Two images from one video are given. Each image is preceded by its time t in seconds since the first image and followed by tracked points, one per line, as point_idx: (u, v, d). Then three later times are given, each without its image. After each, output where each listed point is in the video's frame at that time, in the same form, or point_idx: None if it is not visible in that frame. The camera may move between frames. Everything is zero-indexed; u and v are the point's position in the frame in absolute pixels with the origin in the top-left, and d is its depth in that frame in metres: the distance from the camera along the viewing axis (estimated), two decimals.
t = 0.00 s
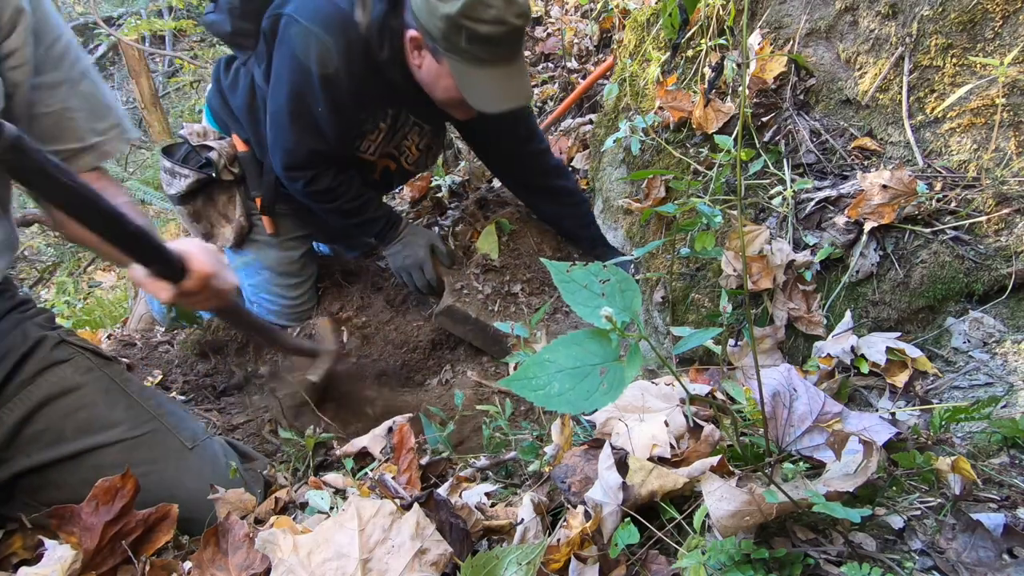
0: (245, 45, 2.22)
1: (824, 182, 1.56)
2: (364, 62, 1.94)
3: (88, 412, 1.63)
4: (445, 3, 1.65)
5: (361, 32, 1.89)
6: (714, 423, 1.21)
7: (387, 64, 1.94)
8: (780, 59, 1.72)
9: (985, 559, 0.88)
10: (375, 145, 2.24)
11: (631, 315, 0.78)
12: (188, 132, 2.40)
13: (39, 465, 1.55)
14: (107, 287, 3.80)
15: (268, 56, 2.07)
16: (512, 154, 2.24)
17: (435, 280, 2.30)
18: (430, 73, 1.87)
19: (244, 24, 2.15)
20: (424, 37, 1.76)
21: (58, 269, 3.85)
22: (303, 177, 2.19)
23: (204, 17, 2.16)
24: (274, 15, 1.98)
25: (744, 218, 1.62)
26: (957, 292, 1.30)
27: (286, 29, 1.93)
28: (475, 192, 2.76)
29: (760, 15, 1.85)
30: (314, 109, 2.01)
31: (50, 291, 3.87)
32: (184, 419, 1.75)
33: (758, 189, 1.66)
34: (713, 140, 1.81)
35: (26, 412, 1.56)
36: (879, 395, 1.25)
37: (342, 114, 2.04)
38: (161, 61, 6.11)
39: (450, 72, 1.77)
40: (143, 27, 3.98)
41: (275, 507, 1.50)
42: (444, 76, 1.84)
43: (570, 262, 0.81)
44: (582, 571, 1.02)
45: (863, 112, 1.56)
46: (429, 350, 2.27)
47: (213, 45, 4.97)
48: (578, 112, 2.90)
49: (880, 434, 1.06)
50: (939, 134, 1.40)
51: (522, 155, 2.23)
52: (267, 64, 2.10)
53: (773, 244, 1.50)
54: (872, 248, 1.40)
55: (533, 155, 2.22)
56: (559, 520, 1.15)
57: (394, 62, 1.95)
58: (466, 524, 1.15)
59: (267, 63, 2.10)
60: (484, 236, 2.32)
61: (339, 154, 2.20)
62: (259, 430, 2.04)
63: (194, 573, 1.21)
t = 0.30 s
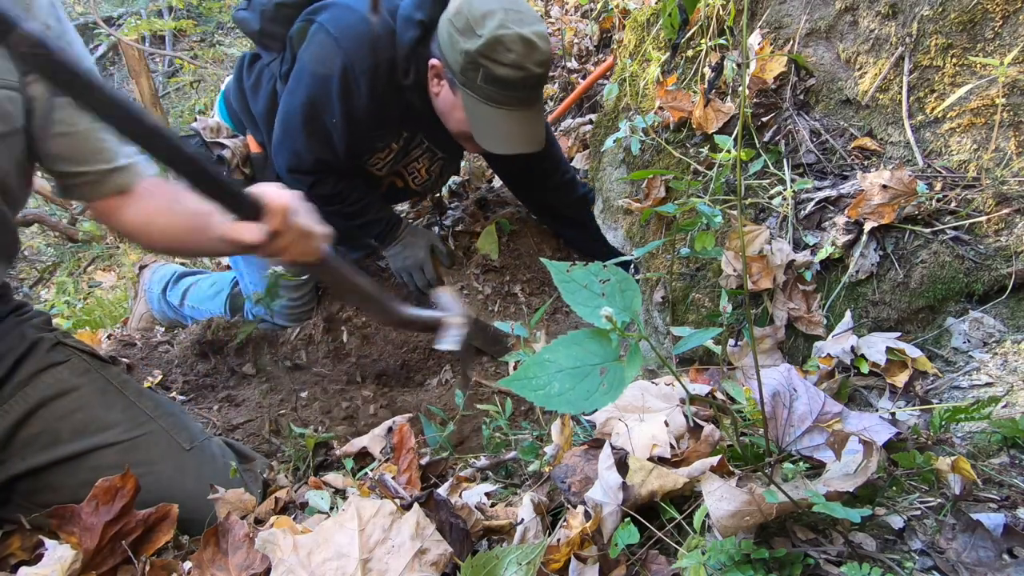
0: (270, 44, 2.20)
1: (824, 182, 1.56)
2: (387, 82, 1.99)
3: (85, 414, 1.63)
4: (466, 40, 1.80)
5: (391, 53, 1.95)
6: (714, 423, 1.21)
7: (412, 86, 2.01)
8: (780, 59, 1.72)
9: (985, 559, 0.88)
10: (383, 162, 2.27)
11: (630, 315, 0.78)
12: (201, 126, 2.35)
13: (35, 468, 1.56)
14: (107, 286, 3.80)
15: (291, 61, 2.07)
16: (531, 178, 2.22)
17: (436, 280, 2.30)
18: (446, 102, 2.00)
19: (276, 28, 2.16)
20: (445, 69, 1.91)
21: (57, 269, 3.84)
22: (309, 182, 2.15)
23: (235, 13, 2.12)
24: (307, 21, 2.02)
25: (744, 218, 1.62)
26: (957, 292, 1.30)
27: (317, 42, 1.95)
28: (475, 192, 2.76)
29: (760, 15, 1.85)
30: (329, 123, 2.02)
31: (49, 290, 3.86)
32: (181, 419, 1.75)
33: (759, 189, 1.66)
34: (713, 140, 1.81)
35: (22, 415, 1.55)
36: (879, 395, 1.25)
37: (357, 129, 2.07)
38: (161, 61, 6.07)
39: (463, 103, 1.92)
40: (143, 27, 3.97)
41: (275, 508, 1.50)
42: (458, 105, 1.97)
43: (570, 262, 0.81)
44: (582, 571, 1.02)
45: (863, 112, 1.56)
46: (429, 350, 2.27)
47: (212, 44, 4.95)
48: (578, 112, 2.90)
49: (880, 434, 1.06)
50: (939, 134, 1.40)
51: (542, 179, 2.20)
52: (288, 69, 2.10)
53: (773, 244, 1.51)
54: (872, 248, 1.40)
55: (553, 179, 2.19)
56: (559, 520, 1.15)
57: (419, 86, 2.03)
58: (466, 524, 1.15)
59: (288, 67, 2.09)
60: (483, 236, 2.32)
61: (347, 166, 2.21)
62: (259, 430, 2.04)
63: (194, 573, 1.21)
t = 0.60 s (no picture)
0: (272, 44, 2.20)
1: (824, 182, 1.56)
2: (394, 85, 2.02)
3: (95, 414, 1.64)
4: (475, 40, 1.82)
5: (399, 55, 1.99)
6: (714, 423, 1.21)
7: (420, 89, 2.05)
8: (780, 59, 1.72)
9: (985, 559, 0.88)
10: (384, 164, 2.26)
11: (630, 316, 0.78)
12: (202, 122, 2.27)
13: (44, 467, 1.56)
14: (106, 286, 3.80)
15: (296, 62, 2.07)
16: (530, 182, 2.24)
17: (436, 280, 2.31)
18: (450, 103, 2.02)
19: (283, 24, 2.13)
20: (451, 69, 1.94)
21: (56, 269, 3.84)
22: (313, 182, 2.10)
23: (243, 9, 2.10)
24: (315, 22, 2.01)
25: (744, 218, 1.62)
26: (958, 292, 1.30)
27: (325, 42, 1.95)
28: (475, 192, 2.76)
29: (760, 15, 1.85)
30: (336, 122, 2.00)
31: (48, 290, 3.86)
32: (190, 421, 1.74)
33: (759, 189, 1.66)
34: (713, 140, 1.81)
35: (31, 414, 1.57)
36: (879, 395, 1.25)
37: (363, 131, 2.07)
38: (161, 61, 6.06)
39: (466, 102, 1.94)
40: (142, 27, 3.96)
41: (276, 507, 1.50)
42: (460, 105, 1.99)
43: (570, 262, 0.81)
44: (582, 571, 1.02)
45: (863, 111, 1.56)
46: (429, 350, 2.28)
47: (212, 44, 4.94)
48: (579, 112, 2.90)
49: (880, 434, 1.06)
50: (939, 134, 1.40)
51: (541, 181, 2.21)
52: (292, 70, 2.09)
53: (773, 244, 1.50)
54: (872, 248, 1.40)
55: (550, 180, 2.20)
56: (559, 520, 1.15)
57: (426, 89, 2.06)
58: (466, 524, 1.15)
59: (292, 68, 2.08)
60: (484, 236, 2.33)
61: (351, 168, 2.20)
62: (259, 430, 2.04)
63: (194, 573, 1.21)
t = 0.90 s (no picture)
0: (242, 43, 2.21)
1: (824, 182, 1.56)
2: (366, 58, 2.00)
3: (99, 420, 1.64)
4: None
5: (363, 30, 1.95)
6: (714, 423, 1.21)
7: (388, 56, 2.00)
8: (779, 59, 1.72)
9: (985, 559, 0.88)
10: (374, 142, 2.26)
11: (631, 315, 0.78)
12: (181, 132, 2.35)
13: (48, 472, 1.56)
14: (106, 286, 3.79)
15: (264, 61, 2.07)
16: (499, 145, 2.29)
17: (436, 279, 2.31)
18: (419, 57, 1.93)
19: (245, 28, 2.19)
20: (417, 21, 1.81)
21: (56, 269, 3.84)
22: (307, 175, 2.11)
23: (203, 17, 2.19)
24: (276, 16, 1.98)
25: (744, 218, 1.62)
26: (957, 292, 1.30)
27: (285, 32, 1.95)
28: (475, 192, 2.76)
29: (760, 15, 1.85)
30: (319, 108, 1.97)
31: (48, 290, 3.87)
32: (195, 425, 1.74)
33: (759, 189, 1.66)
34: (713, 140, 1.81)
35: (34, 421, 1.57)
36: (879, 395, 1.25)
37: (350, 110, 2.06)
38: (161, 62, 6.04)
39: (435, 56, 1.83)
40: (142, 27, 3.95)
41: (276, 507, 1.50)
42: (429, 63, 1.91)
43: (570, 262, 0.81)
44: (582, 571, 1.02)
45: (863, 112, 1.56)
46: (429, 349, 2.27)
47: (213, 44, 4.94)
48: (578, 112, 2.90)
49: (880, 434, 1.06)
50: (939, 134, 1.40)
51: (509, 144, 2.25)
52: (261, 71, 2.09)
53: (773, 244, 1.50)
54: (872, 248, 1.40)
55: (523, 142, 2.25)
56: (559, 520, 1.15)
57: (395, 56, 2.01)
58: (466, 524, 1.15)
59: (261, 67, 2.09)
60: (484, 236, 2.35)
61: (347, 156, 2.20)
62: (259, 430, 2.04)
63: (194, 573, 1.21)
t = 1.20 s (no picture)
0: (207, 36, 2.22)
1: (824, 182, 1.56)
2: (335, 40, 1.99)
3: (95, 420, 1.63)
4: None
5: (326, 10, 1.96)
6: (714, 423, 1.22)
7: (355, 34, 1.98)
8: (780, 59, 1.72)
9: (985, 559, 0.88)
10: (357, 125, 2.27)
11: (631, 315, 0.78)
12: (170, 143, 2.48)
13: (44, 472, 1.56)
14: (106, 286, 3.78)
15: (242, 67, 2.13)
16: (444, 106, 2.36)
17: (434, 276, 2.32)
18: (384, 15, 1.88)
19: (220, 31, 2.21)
20: None
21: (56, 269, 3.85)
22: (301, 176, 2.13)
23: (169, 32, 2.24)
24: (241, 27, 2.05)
25: (744, 218, 1.62)
26: (957, 292, 1.30)
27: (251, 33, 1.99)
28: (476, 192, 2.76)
29: (760, 15, 1.85)
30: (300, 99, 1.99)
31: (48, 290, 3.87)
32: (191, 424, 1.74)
33: (759, 189, 1.66)
34: (713, 140, 1.81)
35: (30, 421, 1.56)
36: (879, 395, 1.25)
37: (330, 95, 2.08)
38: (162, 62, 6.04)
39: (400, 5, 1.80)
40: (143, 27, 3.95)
41: (276, 507, 1.50)
42: (394, 26, 1.88)
43: (571, 261, 0.81)
44: (582, 571, 1.02)
45: (863, 112, 1.56)
46: (429, 350, 2.28)
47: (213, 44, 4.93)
48: (578, 112, 2.90)
49: (880, 434, 1.06)
50: (939, 134, 1.40)
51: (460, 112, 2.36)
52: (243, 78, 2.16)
53: (773, 244, 1.50)
54: (872, 248, 1.40)
55: (472, 107, 2.35)
56: (559, 520, 1.15)
57: (362, 32, 1.99)
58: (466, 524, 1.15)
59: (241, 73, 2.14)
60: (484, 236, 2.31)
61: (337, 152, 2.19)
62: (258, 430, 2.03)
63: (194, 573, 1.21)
